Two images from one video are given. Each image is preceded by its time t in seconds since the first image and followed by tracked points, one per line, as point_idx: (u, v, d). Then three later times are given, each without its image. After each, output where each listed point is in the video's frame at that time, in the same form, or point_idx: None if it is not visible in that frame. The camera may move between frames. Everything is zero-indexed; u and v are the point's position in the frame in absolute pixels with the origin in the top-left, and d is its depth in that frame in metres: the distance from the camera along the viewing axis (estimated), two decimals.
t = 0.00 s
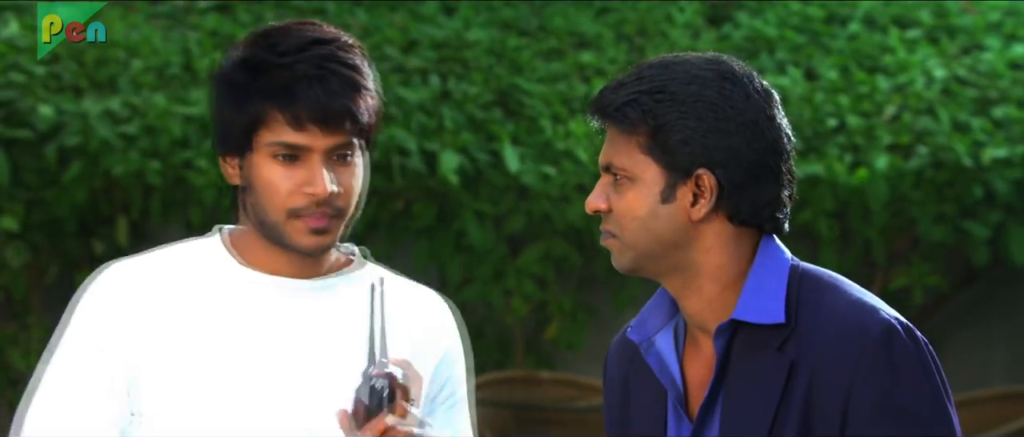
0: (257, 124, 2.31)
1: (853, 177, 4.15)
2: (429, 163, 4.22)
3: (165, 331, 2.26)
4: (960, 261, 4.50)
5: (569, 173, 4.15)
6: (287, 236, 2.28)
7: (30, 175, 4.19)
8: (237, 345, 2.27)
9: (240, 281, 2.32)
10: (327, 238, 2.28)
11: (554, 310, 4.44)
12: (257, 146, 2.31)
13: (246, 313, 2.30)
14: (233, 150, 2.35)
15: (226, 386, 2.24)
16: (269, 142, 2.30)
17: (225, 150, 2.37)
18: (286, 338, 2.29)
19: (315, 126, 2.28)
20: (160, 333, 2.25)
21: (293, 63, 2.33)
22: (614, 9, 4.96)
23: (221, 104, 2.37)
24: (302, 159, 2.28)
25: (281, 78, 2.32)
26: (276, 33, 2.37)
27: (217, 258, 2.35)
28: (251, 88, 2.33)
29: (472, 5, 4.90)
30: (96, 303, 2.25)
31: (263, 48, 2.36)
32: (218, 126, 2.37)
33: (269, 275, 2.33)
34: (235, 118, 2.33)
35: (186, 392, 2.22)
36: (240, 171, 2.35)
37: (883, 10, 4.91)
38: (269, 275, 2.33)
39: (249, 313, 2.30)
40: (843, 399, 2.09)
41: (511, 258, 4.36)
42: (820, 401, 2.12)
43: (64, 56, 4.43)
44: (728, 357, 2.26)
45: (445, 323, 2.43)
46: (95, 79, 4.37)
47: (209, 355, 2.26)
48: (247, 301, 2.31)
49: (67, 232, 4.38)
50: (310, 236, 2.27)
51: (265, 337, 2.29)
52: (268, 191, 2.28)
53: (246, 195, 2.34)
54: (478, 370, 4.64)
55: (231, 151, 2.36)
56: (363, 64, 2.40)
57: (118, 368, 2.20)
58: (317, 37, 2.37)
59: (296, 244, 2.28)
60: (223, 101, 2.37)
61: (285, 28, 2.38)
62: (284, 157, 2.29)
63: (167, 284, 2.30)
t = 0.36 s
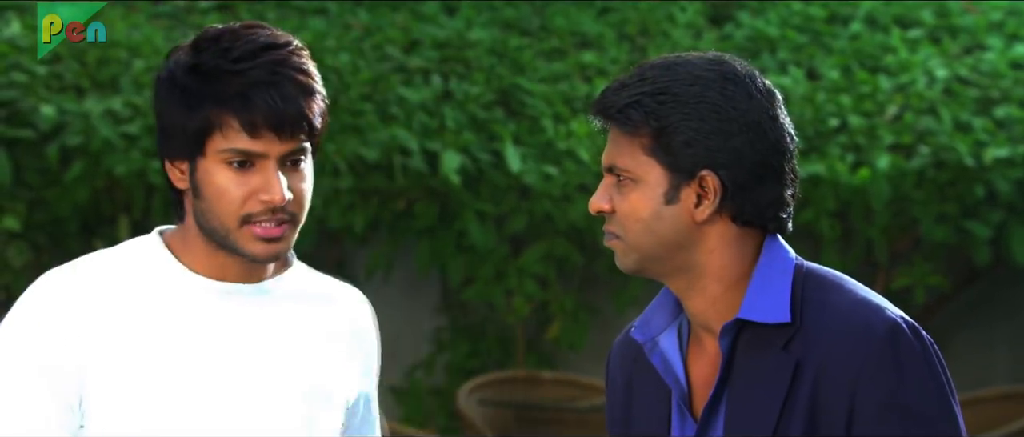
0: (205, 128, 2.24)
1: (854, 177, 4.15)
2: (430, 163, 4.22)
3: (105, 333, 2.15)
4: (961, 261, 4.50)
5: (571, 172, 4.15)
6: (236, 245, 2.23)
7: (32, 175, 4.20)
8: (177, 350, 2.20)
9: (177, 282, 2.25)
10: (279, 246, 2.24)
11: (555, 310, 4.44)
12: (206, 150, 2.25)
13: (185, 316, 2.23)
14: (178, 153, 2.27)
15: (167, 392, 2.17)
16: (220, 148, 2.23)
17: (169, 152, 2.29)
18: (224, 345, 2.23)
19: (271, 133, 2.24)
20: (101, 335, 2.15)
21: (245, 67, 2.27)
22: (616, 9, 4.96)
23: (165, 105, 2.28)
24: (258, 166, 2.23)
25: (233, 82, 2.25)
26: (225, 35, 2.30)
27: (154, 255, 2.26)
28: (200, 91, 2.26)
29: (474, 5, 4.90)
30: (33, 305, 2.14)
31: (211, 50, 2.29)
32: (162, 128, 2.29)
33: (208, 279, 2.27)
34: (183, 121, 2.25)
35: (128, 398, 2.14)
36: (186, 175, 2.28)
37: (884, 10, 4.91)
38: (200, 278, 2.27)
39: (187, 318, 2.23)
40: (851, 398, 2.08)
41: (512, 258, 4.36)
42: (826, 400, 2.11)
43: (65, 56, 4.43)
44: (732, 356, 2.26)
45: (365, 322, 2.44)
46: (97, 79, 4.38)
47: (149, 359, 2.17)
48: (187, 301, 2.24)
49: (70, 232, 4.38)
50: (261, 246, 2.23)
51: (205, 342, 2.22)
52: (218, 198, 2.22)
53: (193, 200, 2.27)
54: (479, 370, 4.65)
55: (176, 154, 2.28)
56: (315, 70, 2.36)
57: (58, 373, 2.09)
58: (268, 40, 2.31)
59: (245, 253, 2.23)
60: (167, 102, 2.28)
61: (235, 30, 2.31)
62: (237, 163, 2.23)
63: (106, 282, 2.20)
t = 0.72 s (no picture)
0: (239, 138, 2.29)
1: (863, 176, 4.15)
2: (438, 163, 4.23)
3: (145, 341, 2.23)
4: (970, 261, 4.48)
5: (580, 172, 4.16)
6: (273, 253, 2.29)
7: (40, 175, 4.20)
8: (221, 356, 2.27)
9: (210, 282, 2.31)
10: (313, 254, 2.30)
11: (563, 311, 4.46)
12: (240, 160, 2.30)
13: (218, 317, 2.29)
14: (212, 160, 2.33)
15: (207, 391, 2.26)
16: (254, 159, 2.29)
17: (203, 158, 2.35)
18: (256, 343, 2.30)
19: (304, 144, 2.28)
20: (141, 343, 2.22)
21: (278, 78, 2.30)
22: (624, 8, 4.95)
23: (199, 114, 2.34)
24: (293, 176, 2.29)
25: (267, 92, 2.29)
26: (256, 46, 2.33)
27: (188, 257, 2.33)
28: (233, 101, 2.30)
29: (482, 5, 4.90)
30: (75, 320, 2.22)
31: (244, 61, 2.32)
32: (196, 136, 2.35)
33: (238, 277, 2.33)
34: (216, 130, 2.30)
35: (172, 399, 2.23)
36: (221, 181, 2.34)
37: (893, 9, 4.90)
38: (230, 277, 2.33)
39: (226, 307, 2.30)
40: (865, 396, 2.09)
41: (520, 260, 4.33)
42: (843, 397, 2.12)
43: (74, 55, 4.44)
44: (746, 354, 2.25)
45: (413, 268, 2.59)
46: (105, 79, 4.38)
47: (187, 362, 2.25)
48: (220, 299, 2.31)
49: (77, 231, 4.39)
50: (297, 253, 2.29)
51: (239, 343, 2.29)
52: (254, 208, 2.28)
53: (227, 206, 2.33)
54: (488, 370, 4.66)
55: (211, 161, 2.34)
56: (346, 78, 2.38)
57: (108, 382, 2.19)
58: (300, 49, 2.34)
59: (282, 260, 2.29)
60: (199, 111, 2.33)
61: (268, 40, 2.34)
62: (273, 173, 2.29)
63: (139, 288, 2.26)
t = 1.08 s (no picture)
0: (327, 146, 2.51)
1: (863, 176, 4.16)
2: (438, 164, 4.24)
3: (225, 354, 2.49)
4: (970, 262, 4.48)
5: (580, 172, 4.17)
6: (361, 258, 2.48)
7: (40, 175, 4.20)
8: (298, 365, 2.52)
9: (291, 290, 2.53)
10: (394, 259, 2.48)
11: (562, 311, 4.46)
12: (328, 166, 2.51)
13: (295, 328, 2.52)
14: (300, 164, 2.56)
15: (286, 394, 2.51)
16: (344, 167, 2.49)
17: (294, 162, 2.58)
18: (329, 350, 2.52)
19: (392, 153, 2.47)
20: (222, 356, 2.49)
21: (367, 86, 2.53)
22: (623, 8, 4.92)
23: (293, 118, 2.58)
24: (376, 183, 2.46)
25: (355, 101, 2.51)
26: (351, 52, 2.56)
27: (274, 268, 2.55)
28: (324, 109, 2.52)
29: (482, 5, 4.89)
30: (161, 341, 2.48)
31: (336, 68, 2.55)
32: (292, 144, 2.57)
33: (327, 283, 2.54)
34: (307, 135, 2.53)
35: (255, 403, 2.50)
36: (310, 185, 2.55)
37: (893, 8, 4.89)
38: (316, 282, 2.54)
39: (303, 321, 2.53)
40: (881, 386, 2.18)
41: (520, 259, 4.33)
42: (859, 386, 2.20)
43: (73, 55, 4.43)
44: (754, 346, 2.32)
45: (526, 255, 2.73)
46: (105, 78, 4.38)
47: (266, 370, 2.51)
48: (295, 311, 2.53)
49: (78, 231, 4.38)
50: (382, 259, 2.47)
51: (312, 351, 2.52)
52: (342, 215, 2.47)
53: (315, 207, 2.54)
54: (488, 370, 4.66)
55: (301, 165, 2.57)
56: (431, 84, 2.61)
57: (196, 394, 2.47)
58: (390, 57, 2.56)
59: (369, 267, 2.48)
60: (296, 119, 2.57)
61: (359, 47, 2.57)
62: (358, 179, 2.48)
63: (219, 305, 2.51)
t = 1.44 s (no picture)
0: (441, 153, 2.55)
1: (861, 175, 4.17)
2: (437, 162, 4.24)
3: (299, 351, 2.49)
4: (969, 260, 4.48)
5: (577, 170, 4.19)
6: (456, 267, 2.50)
7: (38, 173, 4.19)
8: (370, 364, 2.53)
9: (363, 289, 2.55)
10: (489, 274, 2.50)
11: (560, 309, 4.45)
12: (437, 172, 2.54)
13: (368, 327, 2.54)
14: (405, 167, 2.61)
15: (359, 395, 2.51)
16: (452, 176, 2.52)
17: (398, 164, 2.63)
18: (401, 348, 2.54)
19: (500, 167, 2.49)
20: (295, 353, 2.49)
21: (487, 100, 2.61)
22: (622, 8, 4.86)
23: (406, 122, 2.64)
24: (485, 196, 2.49)
25: (477, 114, 2.58)
26: (474, 65, 2.67)
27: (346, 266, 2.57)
28: (445, 118, 2.59)
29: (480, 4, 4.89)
30: (235, 335, 2.49)
31: (460, 79, 2.65)
32: (397, 146, 2.64)
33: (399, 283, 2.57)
34: (422, 140, 2.58)
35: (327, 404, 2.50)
36: (413, 189, 2.58)
37: (892, 7, 4.88)
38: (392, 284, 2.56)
39: (375, 320, 2.55)
40: (891, 382, 2.38)
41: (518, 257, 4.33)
42: (871, 382, 2.39)
43: (71, 53, 4.43)
44: (766, 340, 2.49)
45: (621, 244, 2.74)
46: (103, 77, 4.39)
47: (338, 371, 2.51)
48: (368, 311, 2.55)
49: (76, 230, 4.37)
50: (475, 272, 2.49)
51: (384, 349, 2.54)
52: (443, 223, 2.49)
53: (412, 213, 2.57)
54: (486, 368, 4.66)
55: (405, 168, 2.61)
56: (544, 107, 2.68)
57: (271, 390, 2.46)
58: (510, 76, 2.65)
59: (462, 278, 2.50)
60: (407, 123, 2.64)
61: (484, 64, 2.66)
62: (466, 190, 2.51)
63: (292, 300, 2.52)
